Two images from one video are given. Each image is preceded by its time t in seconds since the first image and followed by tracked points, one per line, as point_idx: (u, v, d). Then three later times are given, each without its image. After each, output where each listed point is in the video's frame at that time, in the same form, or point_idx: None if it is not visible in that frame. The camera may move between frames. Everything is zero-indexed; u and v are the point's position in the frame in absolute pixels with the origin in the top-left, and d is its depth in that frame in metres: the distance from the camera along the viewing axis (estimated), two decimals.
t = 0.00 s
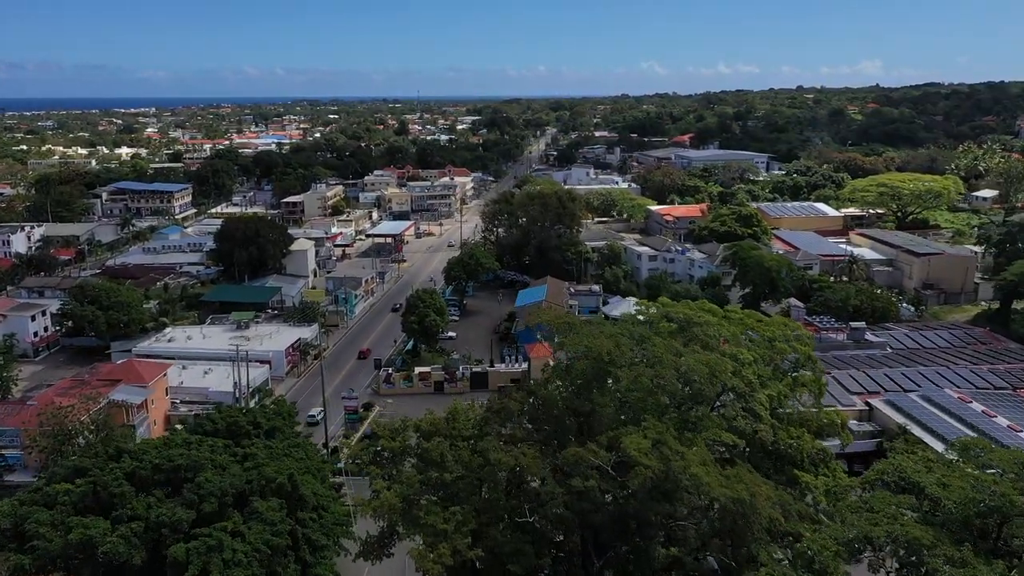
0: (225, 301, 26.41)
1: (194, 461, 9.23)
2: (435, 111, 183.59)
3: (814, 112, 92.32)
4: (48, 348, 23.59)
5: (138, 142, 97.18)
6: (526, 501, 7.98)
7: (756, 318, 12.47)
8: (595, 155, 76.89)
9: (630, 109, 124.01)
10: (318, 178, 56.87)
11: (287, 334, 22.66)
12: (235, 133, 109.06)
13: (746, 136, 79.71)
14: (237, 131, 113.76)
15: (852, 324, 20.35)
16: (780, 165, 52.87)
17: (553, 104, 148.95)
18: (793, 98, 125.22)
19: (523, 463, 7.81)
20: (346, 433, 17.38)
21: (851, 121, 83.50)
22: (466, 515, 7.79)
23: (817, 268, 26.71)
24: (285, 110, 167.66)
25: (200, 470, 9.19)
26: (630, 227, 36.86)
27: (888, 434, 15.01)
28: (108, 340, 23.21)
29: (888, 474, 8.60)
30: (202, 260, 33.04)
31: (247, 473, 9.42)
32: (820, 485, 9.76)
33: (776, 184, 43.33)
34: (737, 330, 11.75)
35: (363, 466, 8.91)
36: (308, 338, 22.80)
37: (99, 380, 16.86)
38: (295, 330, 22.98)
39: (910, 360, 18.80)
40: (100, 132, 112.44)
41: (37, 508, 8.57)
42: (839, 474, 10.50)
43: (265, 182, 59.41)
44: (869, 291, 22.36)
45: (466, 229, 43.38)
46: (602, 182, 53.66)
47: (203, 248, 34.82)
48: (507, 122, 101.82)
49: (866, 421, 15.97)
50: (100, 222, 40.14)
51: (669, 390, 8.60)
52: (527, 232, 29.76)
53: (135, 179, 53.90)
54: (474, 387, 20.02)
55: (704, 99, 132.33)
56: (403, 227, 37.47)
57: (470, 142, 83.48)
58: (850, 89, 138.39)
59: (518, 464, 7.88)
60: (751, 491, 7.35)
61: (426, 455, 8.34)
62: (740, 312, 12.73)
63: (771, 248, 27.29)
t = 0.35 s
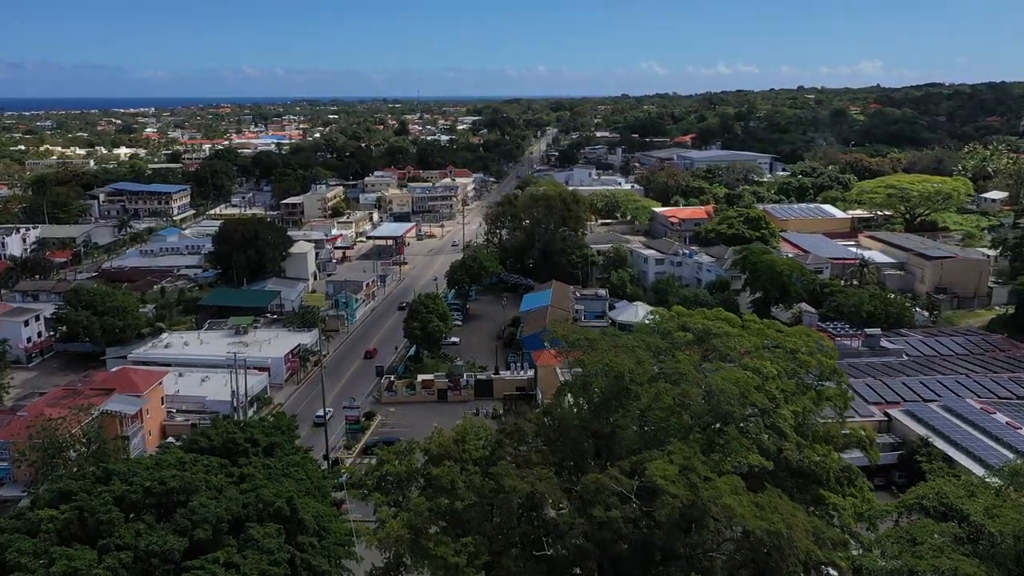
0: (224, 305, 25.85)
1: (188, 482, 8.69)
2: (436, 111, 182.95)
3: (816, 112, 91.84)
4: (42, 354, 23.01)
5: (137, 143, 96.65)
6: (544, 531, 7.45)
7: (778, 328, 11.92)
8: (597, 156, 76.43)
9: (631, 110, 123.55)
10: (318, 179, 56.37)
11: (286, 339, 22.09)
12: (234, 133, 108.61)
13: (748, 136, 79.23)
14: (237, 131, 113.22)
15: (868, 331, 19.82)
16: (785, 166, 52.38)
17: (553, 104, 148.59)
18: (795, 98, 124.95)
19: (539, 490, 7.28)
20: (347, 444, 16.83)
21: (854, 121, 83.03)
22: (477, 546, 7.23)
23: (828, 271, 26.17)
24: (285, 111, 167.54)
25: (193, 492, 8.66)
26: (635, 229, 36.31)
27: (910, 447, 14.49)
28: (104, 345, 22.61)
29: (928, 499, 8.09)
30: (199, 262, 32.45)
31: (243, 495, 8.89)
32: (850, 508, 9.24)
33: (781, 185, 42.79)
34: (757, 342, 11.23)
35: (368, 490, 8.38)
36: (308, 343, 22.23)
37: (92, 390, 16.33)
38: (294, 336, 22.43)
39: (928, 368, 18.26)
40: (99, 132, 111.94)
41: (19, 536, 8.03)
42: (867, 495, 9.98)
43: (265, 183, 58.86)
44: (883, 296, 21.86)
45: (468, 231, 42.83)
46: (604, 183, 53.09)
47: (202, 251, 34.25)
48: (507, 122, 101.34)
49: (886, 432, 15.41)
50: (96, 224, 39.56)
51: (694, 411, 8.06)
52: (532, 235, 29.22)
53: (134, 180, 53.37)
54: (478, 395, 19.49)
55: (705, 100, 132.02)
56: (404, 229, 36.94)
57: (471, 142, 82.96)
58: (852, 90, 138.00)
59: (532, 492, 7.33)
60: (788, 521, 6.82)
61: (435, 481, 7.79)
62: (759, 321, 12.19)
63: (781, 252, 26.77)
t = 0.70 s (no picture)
0: (222, 310, 25.18)
1: (179, 510, 8.19)
2: (436, 111, 182.40)
3: (818, 112, 91.32)
4: (35, 360, 22.47)
5: (136, 143, 96.08)
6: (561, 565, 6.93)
7: (799, 338, 11.42)
8: (598, 156, 75.88)
9: (631, 110, 123.07)
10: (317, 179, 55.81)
11: (285, 346, 21.57)
12: (234, 133, 108.04)
13: (751, 136, 78.62)
14: (236, 131, 112.71)
15: (883, 338, 19.25)
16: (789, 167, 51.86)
17: (553, 104, 148.03)
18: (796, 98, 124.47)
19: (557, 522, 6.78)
20: (347, 455, 16.31)
21: (857, 122, 82.50)
22: None
23: (838, 275, 25.64)
24: (284, 111, 166.83)
25: (183, 519, 8.20)
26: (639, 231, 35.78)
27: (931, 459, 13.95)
28: (98, 352, 22.07)
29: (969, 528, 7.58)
30: (197, 265, 31.90)
31: (237, 522, 8.39)
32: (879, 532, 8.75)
33: (786, 187, 42.27)
34: (779, 353, 10.71)
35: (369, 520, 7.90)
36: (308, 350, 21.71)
37: (83, 400, 15.80)
38: (293, 341, 21.91)
39: (946, 376, 17.73)
40: (98, 132, 111.35)
41: None
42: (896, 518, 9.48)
43: (264, 184, 58.34)
44: (896, 302, 21.34)
45: (469, 232, 42.29)
46: (607, 184, 52.57)
47: (199, 253, 33.71)
48: (507, 122, 100.69)
49: (905, 445, 14.83)
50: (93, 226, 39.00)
51: (720, 433, 7.54)
52: (535, 238, 28.66)
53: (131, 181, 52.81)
54: (482, 403, 18.97)
55: (707, 100, 131.49)
56: (405, 231, 36.41)
57: (472, 143, 82.41)
58: (853, 90, 137.59)
59: (550, 525, 6.84)
60: (829, 559, 6.31)
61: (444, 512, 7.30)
62: (780, 331, 11.67)
63: (790, 255, 26.23)
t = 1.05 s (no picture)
0: (218, 315, 24.57)
1: (166, 541, 7.69)
2: (437, 109, 182.15)
3: (820, 113, 90.81)
4: (26, 367, 21.93)
5: (134, 143, 95.50)
6: None
7: (822, 351, 10.87)
8: (600, 156, 75.36)
9: (631, 111, 122.68)
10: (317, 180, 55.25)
11: (283, 352, 21.02)
12: (232, 133, 107.45)
13: (753, 136, 78.10)
14: (235, 131, 112.18)
15: (898, 345, 18.68)
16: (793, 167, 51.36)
17: (553, 104, 147.59)
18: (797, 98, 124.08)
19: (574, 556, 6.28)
20: (347, 468, 15.79)
21: (859, 122, 82.02)
22: None
23: (849, 279, 25.10)
24: (284, 110, 166.55)
25: (170, 552, 7.71)
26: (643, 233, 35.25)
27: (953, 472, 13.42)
28: (91, 359, 21.52)
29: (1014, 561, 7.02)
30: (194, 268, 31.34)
31: (228, 553, 7.88)
32: (913, 559, 8.22)
33: (792, 188, 41.72)
34: (801, 367, 10.19)
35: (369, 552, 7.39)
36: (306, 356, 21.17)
37: (74, 411, 15.26)
38: (291, 348, 21.37)
39: (965, 386, 17.17)
40: (97, 132, 110.85)
41: None
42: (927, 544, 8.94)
43: (263, 184, 57.79)
44: (910, 308, 20.80)
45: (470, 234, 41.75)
46: (609, 185, 52.02)
47: (197, 255, 33.15)
48: (508, 122, 100.17)
49: (925, 458, 14.32)
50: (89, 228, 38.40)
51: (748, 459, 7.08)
52: (538, 240, 28.10)
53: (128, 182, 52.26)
54: (486, 412, 18.46)
55: (707, 100, 131.03)
56: (405, 233, 35.85)
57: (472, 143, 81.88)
58: (854, 90, 137.28)
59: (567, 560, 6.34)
60: None
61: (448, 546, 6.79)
62: (801, 343, 11.13)
63: (799, 259, 25.69)
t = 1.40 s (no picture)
0: (214, 320, 23.96)
1: None
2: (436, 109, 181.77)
3: (822, 113, 90.30)
4: (17, 374, 21.34)
5: (132, 143, 94.90)
6: None
7: (847, 368, 10.31)
8: (601, 157, 74.85)
9: (632, 111, 122.19)
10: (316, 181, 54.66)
11: (280, 359, 20.45)
12: (231, 134, 106.89)
13: (755, 136, 77.56)
14: (234, 132, 111.69)
15: (914, 353, 18.13)
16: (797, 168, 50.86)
17: (553, 105, 147.13)
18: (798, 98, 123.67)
19: None
20: (346, 481, 15.27)
21: (862, 123, 81.50)
22: None
23: (859, 284, 24.55)
24: (282, 110, 166.01)
25: None
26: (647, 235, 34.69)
27: (976, 487, 12.87)
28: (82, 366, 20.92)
29: None
30: (190, 271, 30.76)
31: None
32: None
33: (797, 189, 41.16)
34: (827, 384, 9.67)
35: None
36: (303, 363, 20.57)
37: (61, 423, 14.72)
38: (289, 354, 20.81)
39: (985, 395, 16.61)
40: (95, 132, 110.37)
41: None
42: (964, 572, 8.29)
43: (261, 185, 57.21)
44: (924, 314, 20.26)
45: (472, 236, 41.21)
46: (611, 186, 51.49)
47: (193, 258, 32.55)
48: (508, 123, 99.75)
49: (945, 472, 13.77)
50: (84, 229, 37.82)
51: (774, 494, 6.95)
52: (540, 243, 27.61)
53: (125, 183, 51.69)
54: (489, 422, 17.95)
55: (708, 100, 130.57)
56: (405, 235, 35.29)
57: (472, 144, 81.34)
58: (855, 90, 136.87)
59: None
60: None
61: None
62: (825, 359, 10.61)
63: (808, 263, 25.15)
